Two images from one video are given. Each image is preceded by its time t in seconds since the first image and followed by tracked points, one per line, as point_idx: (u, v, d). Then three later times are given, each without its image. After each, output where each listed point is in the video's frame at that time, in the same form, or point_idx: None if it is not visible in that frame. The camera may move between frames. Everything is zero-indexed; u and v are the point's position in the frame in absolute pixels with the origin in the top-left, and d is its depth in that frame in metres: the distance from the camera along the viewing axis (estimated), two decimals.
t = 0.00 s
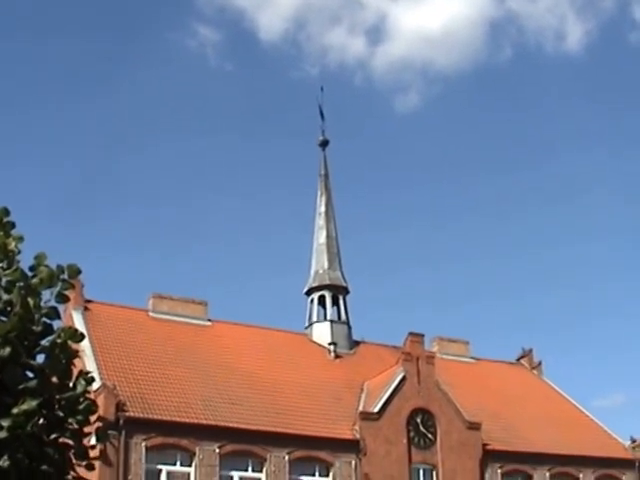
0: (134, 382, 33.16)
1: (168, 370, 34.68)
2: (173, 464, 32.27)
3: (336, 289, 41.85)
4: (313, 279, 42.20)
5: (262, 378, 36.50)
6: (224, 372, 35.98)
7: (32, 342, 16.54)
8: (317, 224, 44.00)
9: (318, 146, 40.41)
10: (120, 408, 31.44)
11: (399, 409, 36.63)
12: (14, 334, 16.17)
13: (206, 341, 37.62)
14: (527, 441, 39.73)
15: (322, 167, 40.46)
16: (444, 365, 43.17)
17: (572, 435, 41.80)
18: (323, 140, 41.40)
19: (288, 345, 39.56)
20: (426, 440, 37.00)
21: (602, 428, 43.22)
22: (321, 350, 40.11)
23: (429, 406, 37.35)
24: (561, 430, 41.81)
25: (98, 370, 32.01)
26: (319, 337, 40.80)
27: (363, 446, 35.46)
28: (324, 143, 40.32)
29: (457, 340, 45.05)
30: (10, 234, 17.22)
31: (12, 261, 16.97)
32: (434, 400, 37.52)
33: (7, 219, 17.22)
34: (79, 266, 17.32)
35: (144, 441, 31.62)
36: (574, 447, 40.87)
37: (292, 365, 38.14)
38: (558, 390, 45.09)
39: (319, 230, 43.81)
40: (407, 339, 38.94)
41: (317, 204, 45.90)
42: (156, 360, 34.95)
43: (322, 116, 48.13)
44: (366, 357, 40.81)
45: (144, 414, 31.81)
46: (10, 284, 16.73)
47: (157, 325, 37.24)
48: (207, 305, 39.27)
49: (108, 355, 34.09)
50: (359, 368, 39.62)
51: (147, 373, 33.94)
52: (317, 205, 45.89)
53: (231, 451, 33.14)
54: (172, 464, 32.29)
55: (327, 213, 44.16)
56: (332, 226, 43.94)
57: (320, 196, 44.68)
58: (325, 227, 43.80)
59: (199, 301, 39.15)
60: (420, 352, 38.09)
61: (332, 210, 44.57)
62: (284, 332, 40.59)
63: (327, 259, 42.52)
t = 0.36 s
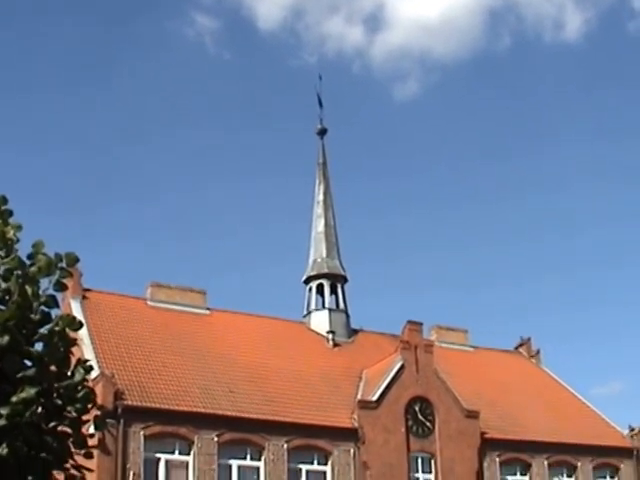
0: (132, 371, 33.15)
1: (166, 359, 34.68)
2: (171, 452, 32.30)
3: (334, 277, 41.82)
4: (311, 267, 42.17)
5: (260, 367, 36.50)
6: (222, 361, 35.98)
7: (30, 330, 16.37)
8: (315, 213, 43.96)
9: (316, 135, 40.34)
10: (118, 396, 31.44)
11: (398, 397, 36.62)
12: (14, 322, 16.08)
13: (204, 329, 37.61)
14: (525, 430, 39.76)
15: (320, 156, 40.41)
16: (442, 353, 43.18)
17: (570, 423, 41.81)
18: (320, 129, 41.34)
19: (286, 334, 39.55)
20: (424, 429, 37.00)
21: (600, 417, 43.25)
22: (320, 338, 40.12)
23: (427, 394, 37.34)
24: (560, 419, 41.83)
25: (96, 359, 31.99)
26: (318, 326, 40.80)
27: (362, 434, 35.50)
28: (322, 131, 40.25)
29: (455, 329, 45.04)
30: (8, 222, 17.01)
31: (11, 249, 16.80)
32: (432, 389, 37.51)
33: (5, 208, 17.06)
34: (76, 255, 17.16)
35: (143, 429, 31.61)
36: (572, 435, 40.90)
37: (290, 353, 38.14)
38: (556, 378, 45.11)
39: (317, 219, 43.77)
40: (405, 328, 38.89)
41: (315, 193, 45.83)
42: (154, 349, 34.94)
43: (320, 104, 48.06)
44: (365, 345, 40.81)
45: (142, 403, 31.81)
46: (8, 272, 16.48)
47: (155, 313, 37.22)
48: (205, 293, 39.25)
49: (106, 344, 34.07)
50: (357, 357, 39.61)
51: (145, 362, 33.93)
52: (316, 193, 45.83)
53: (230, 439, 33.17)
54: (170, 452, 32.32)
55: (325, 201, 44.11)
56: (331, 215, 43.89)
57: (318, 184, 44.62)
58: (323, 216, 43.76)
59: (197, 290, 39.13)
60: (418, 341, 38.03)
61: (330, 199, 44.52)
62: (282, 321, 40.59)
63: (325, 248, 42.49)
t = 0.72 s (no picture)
0: (130, 358, 33.21)
1: (164, 346, 34.74)
2: (169, 439, 32.40)
3: (332, 265, 41.85)
4: (309, 255, 42.21)
5: (257, 354, 36.57)
6: (219, 348, 36.04)
7: (29, 317, 16.06)
8: (313, 201, 43.99)
9: (314, 122, 40.34)
10: (116, 384, 31.49)
11: (395, 385, 36.68)
12: (11, 309, 15.73)
13: (201, 317, 37.68)
14: (522, 418, 39.85)
15: (318, 144, 40.41)
16: (440, 341, 43.26)
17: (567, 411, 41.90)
18: (318, 117, 41.32)
19: (284, 321, 39.62)
20: (422, 416, 37.08)
21: (597, 404, 43.34)
22: (317, 326, 40.19)
23: (425, 382, 37.41)
24: (557, 406, 41.93)
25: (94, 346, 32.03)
26: (315, 313, 40.86)
27: (359, 421, 35.56)
28: (320, 118, 40.23)
29: (452, 316, 45.09)
30: (6, 211, 16.81)
31: (9, 237, 16.60)
32: (430, 376, 37.58)
33: (4, 197, 16.92)
34: (74, 244, 17.01)
35: (141, 417, 31.69)
36: (569, 423, 40.99)
37: (287, 340, 38.21)
38: (553, 366, 45.21)
39: (315, 206, 43.80)
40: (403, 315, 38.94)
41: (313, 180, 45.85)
42: (152, 336, 35.00)
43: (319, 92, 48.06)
44: (362, 333, 40.88)
45: (140, 390, 31.88)
46: (6, 260, 16.19)
47: (153, 301, 37.28)
48: (203, 281, 39.28)
49: (103, 331, 34.12)
50: (355, 344, 39.67)
51: (143, 349, 33.99)
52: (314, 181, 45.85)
53: (228, 426, 33.24)
54: (168, 439, 32.41)
55: (323, 189, 44.13)
56: (328, 202, 43.92)
57: (316, 172, 44.63)
58: (321, 203, 43.79)
59: (194, 277, 39.16)
60: (416, 328, 38.07)
61: (328, 186, 44.53)
62: (280, 308, 40.64)
63: (323, 235, 42.52)
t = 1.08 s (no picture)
0: (128, 345, 33.26)
1: (162, 333, 34.79)
2: (167, 427, 32.46)
3: (330, 252, 41.88)
4: (307, 242, 42.23)
5: (255, 341, 36.62)
6: (218, 335, 36.09)
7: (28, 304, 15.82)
8: (311, 188, 44.00)
9: (312, 110, 40.31)
10: (114, 371, 31.54)
11: (393, 372, 36.72)
12: (10, 296, 15.49)
13: (200, 304, 37.72)
14: (520, 405, 39.92)
15: (316, 131, 40.38)
16: (438, 328, 43.32)
17: (565, 398, 42.00)
18: (316, 104, 41.28)
19: (282, 309, 39.66)
20: (419, 403, 37.14)
21: (594, 392, 43.43)
22: (315, 313, 40.24)
23: (422, 369, 37.48)
24: (554, 394, 42.02)
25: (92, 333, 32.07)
26: (313, 301, 40.90)
27: (357, 409, 35.60)
28: (318, 106, 40.20)
29: (450, 303, 45.14)
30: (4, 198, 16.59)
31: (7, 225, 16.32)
32: (427, 364, 37.64)
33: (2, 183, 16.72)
34: (71, 230, 16.80)
35: (139, 404, 31.74)
36: (567, 411, 41.07)
37: (285, 327, 38.26)
38: (550, 353, 45.29)
39: (313, 194, 43.81)
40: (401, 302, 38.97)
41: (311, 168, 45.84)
42: (150, 323, 35.06)
43: (316, 80, 48.03)
44: (360, 320, 40.94)
45: (138, 377, 31.92)
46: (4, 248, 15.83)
47: (151, 289, 37.32)
48: (201, 268, 39.30)
49: (102, 318, 34.17)
50: (353, 332, 39.72)
51: (141, 336, 34.04)
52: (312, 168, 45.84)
53: (226, 414, 33.29)
54: (167, 427, 32.46)
55: (321, 177, 44.13)
56: (326, 190, 43.93)
57: (314, 159, 44.62)
58: (319, 191, 43.80)
59: (193, 265, 39.18)
60: (414, 315, 38.09)
61: (326, 174, 44.53)
62: (278, 295, 40.68)
63: (321, 223, 42.53)
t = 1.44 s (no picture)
0: (127, 331, 33.29)
1: (160, 320, 34.81)
2: (165, 414, 32.48)
3: (328, 239, 41.90)
4: (305, 230, 42.23)
5: (253, 328, 36.66)
6: (216, 322, 36.12)
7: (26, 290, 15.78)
8: (309, 175, 43.99)
9: (311, 97, 40.27)
10: (112, 358, 31.57)
11: (391, 359, 36.76)
12: (8, 282, 15.44)
13: (197, 291, 37.74)
14: (518, 392, 39.98)
15: (315, 118, 40.35)
16: (436, 315, 43.35)
17: (563, 386, 42.05)
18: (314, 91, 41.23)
19: (279, 295, 39.69)
20: (417, 390, 37.18)
21: (592, 379, 43.50)
22: (313, 300, 40.26)
23: (420, 356, 37.52)
24: (552, 381, 42.07)
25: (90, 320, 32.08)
26: (311, 288, 40.91)
27: (355, 395, 35.64)
28: (316, 93, 40.16)
29: (448, 291, 45.16)
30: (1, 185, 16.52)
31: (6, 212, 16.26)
32: (425, 351, 37.68)
33: None
34: (70, 217, 16.71)
35: (137, 391, 31.78)
36: (565, 398, 41.13)
37: (283, 314, 38.29)
38: (548, 340, 45.34)
39: (311, 181, 43.80)
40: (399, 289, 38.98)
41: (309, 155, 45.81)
42: (148, 310, 35.08)
43: (315, 67, 47.97)
44: (358, 307, 40.96)
45: (137, 364, 31.96)
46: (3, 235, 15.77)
47: (149, 275, 37.33)
48: (199, 255, 39.29)
49: (100, 305, 34.20)
50: (351, 318, 39.74)
51: (139, 323, 34.08)
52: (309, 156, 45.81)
53: (224, 400, 33.32)
54: (165, 414, 32.49)
55: (319, 163, 44.12)
56: (324, 177, 43.92)
57: (312, 146, 44.59)
58: (317, 178, 43.79)
59: (191, 252, 39.17)
60: (412, 302, 38.11)
61: (324, 160, 44.51)
62: (276, 282, 40.69)
63: (319, 210, 42.53)
